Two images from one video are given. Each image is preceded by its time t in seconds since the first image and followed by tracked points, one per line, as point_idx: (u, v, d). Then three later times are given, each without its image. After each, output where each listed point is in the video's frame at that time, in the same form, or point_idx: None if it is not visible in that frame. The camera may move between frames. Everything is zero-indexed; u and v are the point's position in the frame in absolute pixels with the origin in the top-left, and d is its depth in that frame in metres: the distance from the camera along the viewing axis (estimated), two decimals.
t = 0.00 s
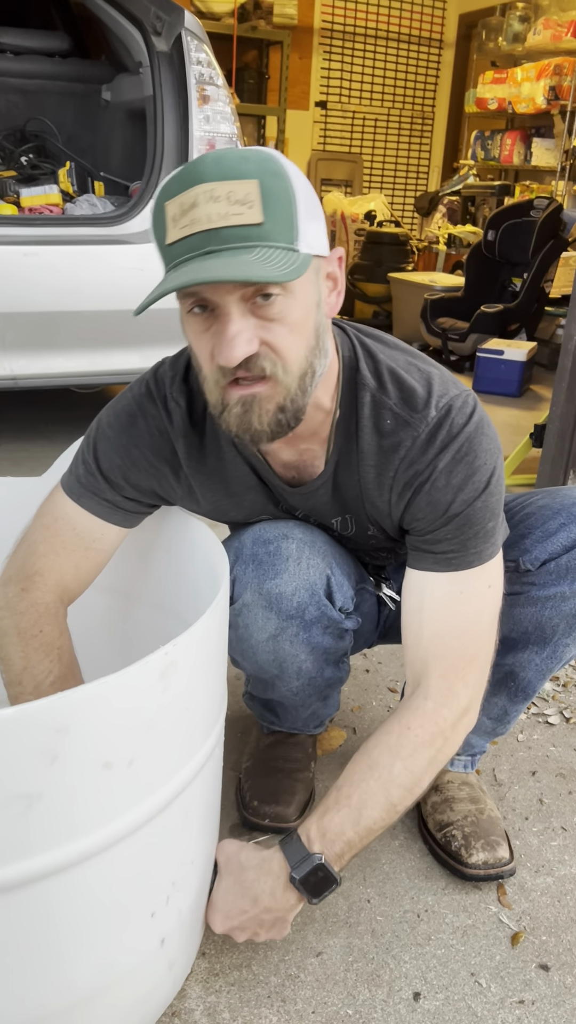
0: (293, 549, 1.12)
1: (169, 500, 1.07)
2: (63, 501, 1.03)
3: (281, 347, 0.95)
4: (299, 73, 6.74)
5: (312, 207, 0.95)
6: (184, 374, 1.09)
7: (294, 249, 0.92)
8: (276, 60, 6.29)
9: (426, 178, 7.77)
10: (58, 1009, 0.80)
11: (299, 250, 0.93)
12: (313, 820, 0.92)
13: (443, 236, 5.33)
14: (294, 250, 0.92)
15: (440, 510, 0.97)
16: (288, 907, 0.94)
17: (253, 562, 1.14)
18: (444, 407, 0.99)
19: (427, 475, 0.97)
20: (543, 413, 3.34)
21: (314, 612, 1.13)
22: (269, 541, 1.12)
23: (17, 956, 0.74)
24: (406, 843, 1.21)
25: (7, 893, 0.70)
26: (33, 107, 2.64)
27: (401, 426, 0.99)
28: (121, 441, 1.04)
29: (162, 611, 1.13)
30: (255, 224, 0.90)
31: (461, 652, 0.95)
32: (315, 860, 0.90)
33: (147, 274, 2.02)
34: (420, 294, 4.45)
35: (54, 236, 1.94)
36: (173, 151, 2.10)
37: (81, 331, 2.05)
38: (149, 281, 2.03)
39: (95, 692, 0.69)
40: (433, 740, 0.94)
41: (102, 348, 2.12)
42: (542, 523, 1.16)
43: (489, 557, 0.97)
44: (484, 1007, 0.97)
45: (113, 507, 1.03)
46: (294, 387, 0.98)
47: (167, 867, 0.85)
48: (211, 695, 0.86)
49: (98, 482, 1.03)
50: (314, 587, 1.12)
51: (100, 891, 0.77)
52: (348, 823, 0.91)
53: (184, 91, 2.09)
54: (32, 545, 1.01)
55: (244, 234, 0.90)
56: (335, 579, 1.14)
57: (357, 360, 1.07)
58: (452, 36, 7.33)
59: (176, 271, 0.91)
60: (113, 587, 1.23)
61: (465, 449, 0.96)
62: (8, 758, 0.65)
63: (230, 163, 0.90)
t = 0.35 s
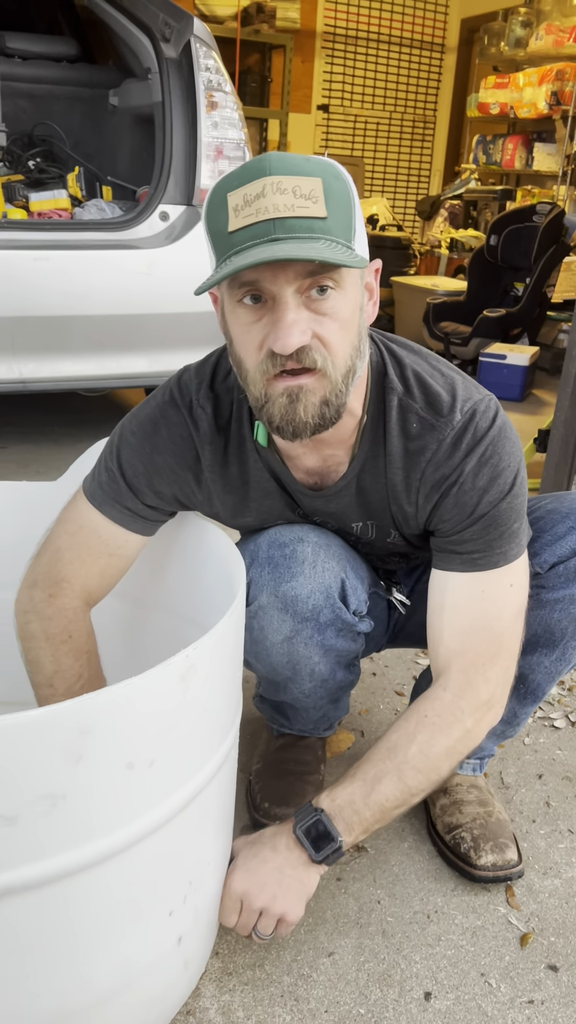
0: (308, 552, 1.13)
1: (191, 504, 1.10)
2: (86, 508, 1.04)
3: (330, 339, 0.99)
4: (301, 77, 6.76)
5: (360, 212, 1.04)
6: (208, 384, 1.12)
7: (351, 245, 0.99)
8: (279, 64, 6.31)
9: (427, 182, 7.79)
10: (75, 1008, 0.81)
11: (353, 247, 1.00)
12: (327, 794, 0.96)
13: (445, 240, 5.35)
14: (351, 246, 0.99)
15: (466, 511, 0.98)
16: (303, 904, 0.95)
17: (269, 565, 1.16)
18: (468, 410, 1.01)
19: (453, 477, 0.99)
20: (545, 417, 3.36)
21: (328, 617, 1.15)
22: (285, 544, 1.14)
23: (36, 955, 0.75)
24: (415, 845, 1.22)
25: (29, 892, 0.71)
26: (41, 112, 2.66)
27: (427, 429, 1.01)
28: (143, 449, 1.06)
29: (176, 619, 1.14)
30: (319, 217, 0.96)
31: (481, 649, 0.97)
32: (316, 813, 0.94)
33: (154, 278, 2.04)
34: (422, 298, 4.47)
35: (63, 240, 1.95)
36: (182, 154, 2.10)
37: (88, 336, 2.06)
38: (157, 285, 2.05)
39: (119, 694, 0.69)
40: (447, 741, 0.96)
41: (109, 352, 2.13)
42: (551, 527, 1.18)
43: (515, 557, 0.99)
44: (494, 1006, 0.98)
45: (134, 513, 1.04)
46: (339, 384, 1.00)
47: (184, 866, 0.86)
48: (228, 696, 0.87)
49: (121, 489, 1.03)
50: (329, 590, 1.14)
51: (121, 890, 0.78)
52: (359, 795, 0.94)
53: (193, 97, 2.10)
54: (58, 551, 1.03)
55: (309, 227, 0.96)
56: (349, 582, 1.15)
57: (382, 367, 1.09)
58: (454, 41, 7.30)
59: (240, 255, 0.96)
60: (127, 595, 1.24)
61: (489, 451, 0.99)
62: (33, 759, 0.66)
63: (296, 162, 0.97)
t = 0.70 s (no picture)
0: (307, 548, 1.14)
1: (193, 500, 1.10)
2: (87, 508, 1.05)
3: (324, 364, 0.96)
4: (300, 76, 6.76)
5: (362, 221, 0.95)
6: (207, 378, 1.11)
7: (347, 272, 0.92)
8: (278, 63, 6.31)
9: (426, 182, 7.80)
10: (75, 1000, 0.81)
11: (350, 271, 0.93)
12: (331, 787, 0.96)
13: (443, 240, 5.36)
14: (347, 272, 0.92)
15: (467, 504, 0.99)
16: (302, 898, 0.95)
17: (267, 561, 1.16)
18: (468, 404, 1.02)
19: (455, 471, 1.00)
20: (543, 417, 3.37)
21: (327, 612, 1.15)
22: (284, 541, 1.15)
23: (37, 946, 0.75)
24: (413, 841, 1.23)
25: (29, 883, 0.71)
26: (41, 109, 2.66)
27: (428, 423, 1.02)
28: (144, 448, 1.06)
29: (177, 618, 1.14)
30: (312, 251, 0.89)
31: (487, 637, 0.98)
32: (325, 800, 0.93)
33: (155, 275, 2.04)
34: (421, 298, 4.47)
35: (63, 238, 1.95)
36: (182, 153, 2.11)
37: (88, 333, 2.06)
38: (157, 281, 2.05)
39: (121, 687, 0.70)
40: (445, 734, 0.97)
41: (109, 349, 2.13)
42: (550, 523, 1.19)
43: (517, 550, 1.00)
44: (491, 1000, 0.99)
45: (134, 513, 1.04)
46: (334, 400, 0.99)
47: (184, 860, 0.86)
48: (228, 691, 0.87)
49: (120, 489, 1.04)
50: (328, 585, 1.14)
51: (121, 883, 0.79)
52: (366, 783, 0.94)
53: (193, 95, 2.11)
54: (64, 552, 1.04)
55: (300, 263, 0.90)
56: (348, 578, 1.16)
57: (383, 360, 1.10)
58: (453, 41, 7.31)
59: (233, 294, 0.91)
60: (129, 594, 1.25)
61: (489, 444, 1.00)
62: (35, 752, 0.66)
63: (290, 185, 0.88)
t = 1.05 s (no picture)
0: (308, 548, 1.14)
1: (190, 503, 1.10)
2: (86, 508, 1.05)
3: (274, 408, 0.92)
4: (300, 74, 6.75)
5: (298, 271, 0.88)
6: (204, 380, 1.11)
7: (274, 335, 0.87)
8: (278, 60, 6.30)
9: (425, 180, 7.80)
10: (79, 997, 0.81)
11: (278, 333, 0.87)
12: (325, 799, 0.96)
13: (443, 238, 5.36)
14: (275, 334, 0.87)
15: (461, 505, 0.99)
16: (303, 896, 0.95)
17: (268, 561, 1.16)
18: (462, 404, 1.02)
19: (449, 471, 1.00)
20: (542, 415, 3.37)
21: (327, 612, 1.16)
22: (284, 541, 1.15)
23: (40, 944, 0.75)
24: (412, 837, 1.23)
25: (34, 883, 0.72)
26: (41, 106, 2.66)
27: (423, 424, 1.01)
28: (140, 450, 1.06)
29: (176, 617, 1.15)
30: (229, 321, 0.85)
31: (475, 643, 0.98)
32: (321, 831, 0.93)
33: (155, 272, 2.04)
34: (420, 296, 4.48)
35: (63, 235, 1.94)
36: (182, 150, 2.11)
37: (89, 329, 2.06)
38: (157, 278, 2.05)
39: (125, 688, 0.70)
40: (445, 733, 0.97)
41: (109, 346, 2.13)
42: (552, 522, 1.19)
43: (509, 549, 1.00)
44: (490, 996, 0.99)
45: (131, 513, 1.05)
46: (289, 435, 0.95)
47: (185, 859, 0.86)
48: (230, 690, 0.87)
49: (117, 489, 1.04)
50: (328, 585, 1.15)
51: (124, 882, 0.79)
52: (361, 800, 0.94)
53: (194, 92, 2.10)
54: (62, 552, 1.04)
55: (219, 333, 0.86)
56: (349, 578, 1.16)
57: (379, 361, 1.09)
58: (453, 39, 7.32)
59: (163, 360, 0.89)
60: (128, 594, 1.26)
61: (484, 444, 0.99)
62: (42, 752, 0.67)
63: (205, 254, 0.84)
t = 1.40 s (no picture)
0: (310, 547, 1.14)
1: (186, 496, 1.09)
2: (85, 498, 1.06)
3: (261, 405, 0.92)
4: (300, 70, 6.74)
5: (275, 268, 0.87)
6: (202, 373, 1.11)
7: (252, 334, 0.86)
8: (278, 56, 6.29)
9: (425, 177, 7.80)
10: (86, 989, 0.81)
11: (256, 332, 0.86)
12: (330, 789, 0.96)
13: (443, 234, 5.35)
14: (254, 332, 0.86)
15: (458, 498, 0.99)
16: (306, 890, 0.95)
17: (270, 559, 1.16)
18: (457, 398, 1.02)
19: (446, 466, 1.00)
20: (543, 412, 3.37)
21: (330, 611, 1.16)
22: (287, 540, 1.15)
23: (47, 937, 0.75)
24: (415, 830, 1.24)
25: (42, 875, 0.72)
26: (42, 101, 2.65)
27: (418, 420, 1.02)
28: (137, 440, 1.06)
29: (177, 608, 1.15)
30: (204, 323, 0.84)
31: (478, 634, 0.98)
32: (322, 816, 0.93)
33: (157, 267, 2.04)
34: (420, 292, 4.48)
35: (65, 230, 1.94)
36: (184, 145, 2.11)
37: (91, 324, 2.06)
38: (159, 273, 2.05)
39: (132, 683, 0.70)
40: (448, 726, 0.97)
41: (111, 341, 2.13)
42: (554, 519, 1.20)
43: (509, 541, 1.00)
44: (494, 987, 1.00)
45: (129, 503, 1.05)
46: (277, 432, 0.95)
47: (191, 852, 0.87)
48: (235, 684, 0.88)
49: (115, 480, 1.04)
50: (330, 585, 1.15)
51: (130, 875, 0.79)
52: (365, 789, 0.94)
53: (195, 87, 2.10)
54: (58, 542, 1.05)
55: (197, 334, 0.85)
56: (351, 576, 1.16)
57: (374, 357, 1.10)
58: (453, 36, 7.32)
59: (146, 364, 0.89)
60: (127, 585, 1.26)
61: (479, 437, 1.00)
62: (51, 746, 0.67)
63: (178, 257, 0.83)
